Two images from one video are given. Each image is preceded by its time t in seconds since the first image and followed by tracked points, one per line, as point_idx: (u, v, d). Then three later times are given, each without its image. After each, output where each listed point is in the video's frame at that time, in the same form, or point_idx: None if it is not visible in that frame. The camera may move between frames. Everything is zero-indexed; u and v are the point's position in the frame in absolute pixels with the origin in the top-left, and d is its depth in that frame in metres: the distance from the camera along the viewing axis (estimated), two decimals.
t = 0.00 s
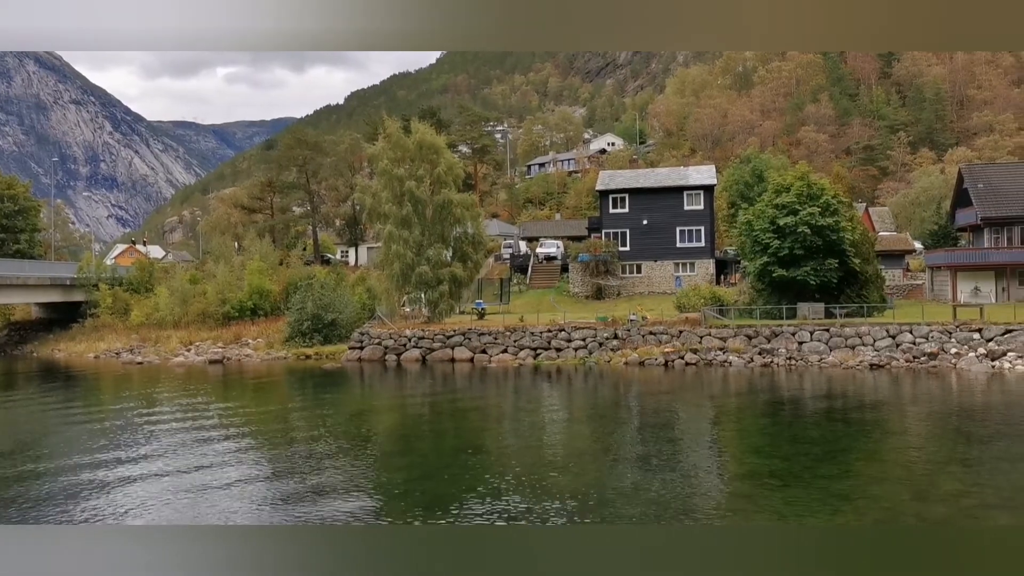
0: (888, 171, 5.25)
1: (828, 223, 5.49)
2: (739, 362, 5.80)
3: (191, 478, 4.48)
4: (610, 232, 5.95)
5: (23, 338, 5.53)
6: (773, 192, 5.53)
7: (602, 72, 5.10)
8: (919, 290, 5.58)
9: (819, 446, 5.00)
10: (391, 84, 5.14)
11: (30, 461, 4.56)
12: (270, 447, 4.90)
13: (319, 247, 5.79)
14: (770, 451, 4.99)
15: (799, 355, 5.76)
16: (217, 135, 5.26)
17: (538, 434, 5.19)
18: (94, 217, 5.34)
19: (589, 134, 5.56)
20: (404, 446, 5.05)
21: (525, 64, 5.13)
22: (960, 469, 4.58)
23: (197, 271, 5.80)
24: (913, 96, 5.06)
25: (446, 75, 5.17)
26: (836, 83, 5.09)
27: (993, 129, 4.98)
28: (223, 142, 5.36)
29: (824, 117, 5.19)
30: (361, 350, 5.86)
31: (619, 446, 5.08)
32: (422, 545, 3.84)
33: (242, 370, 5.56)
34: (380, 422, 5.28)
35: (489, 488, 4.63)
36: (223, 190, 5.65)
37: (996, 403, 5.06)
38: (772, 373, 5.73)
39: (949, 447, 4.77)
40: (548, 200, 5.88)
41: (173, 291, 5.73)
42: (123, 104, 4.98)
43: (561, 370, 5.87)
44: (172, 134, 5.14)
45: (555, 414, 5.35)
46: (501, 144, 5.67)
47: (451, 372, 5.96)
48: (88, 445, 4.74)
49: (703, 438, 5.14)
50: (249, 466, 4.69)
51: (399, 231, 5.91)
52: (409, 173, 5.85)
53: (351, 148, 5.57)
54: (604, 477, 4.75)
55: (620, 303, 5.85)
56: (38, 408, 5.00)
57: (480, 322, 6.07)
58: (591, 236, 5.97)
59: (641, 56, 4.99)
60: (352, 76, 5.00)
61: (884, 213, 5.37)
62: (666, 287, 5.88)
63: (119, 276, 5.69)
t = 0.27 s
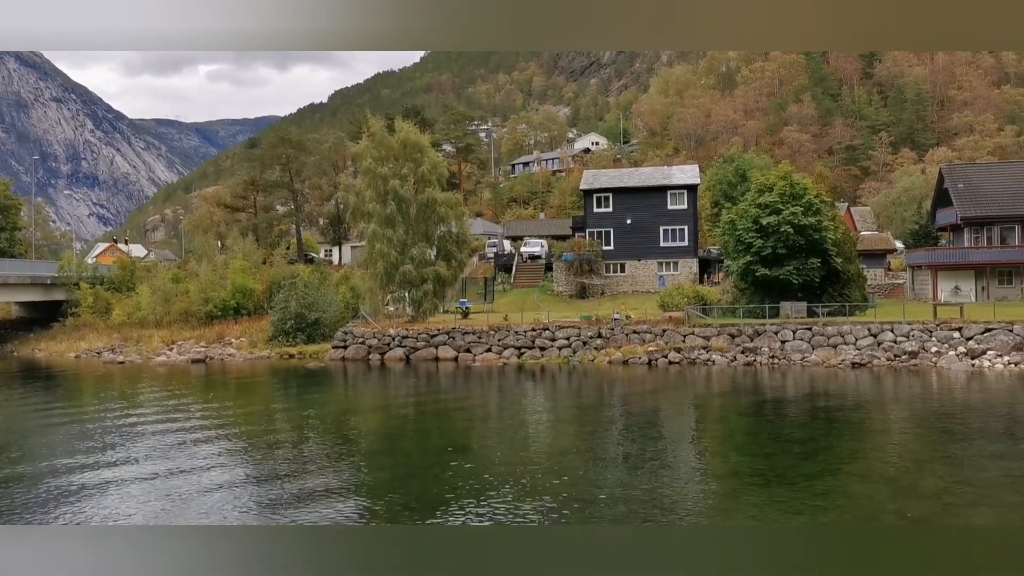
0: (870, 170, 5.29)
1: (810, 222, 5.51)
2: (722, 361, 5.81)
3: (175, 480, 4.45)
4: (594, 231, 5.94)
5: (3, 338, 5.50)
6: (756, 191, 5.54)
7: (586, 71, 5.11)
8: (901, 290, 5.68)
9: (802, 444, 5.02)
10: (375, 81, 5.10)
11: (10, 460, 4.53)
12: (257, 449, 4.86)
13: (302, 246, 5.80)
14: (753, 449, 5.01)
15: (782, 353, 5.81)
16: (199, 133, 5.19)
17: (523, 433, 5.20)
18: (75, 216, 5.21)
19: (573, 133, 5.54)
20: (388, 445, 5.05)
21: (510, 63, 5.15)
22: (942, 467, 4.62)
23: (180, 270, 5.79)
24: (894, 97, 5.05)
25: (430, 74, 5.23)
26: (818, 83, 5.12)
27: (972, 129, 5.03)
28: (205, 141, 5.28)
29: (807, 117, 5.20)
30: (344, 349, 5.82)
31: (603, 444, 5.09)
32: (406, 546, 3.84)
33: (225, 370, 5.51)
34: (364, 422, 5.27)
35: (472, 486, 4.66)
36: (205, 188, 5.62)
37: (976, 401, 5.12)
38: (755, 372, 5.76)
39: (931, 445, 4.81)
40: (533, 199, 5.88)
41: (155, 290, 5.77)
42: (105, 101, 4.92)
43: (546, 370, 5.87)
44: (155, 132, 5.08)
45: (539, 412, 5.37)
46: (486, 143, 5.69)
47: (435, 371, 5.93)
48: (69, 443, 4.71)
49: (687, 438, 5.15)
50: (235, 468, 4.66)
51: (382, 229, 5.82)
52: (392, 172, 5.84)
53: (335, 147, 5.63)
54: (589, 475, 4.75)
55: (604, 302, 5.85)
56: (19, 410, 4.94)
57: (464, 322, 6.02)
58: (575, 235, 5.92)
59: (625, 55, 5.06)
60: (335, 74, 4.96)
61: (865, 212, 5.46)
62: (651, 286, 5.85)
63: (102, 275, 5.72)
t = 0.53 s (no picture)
0: (848, 170, 5.33)
1: (789, 221, 5.53)
2: (702, 359, 5.80)
3: (157, 485, 4.44)
4: (575, 229, 5.97)
5: None
6: (736, 191, 5.57)
7: (568, 70, 5.09)
8: (878, 288, 5.67)
9: (781, 441, 5.06)
10: (356, 81, 5.07)
11: None
12: (240, 450, 4.83)
13: (282, 245, 5.79)
14: (732, 447, 5.05)
15: (762, 352, 5.77)
16: (178, 130, 5.17)
17: (503, 431, 5.21)
18: (53, 214, 5.19)
19: (554, 132, 5.57)
20: (369, 442, 5.05)
21: (491, 61, 5.06)
22: (919, 465, 4.65)
23: (159, 268, 5.74)
24: (873, 98, 5.15)
25: (412, 73, 5.21)
26: (798, 83, 5.17)
27: (949, 129, 5.09)
28: (185, 138, 5.26)
29: (786, 116, 5.26)
30: (324, 348, 5.79)
31: (583, 442, 5.10)
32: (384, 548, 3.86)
33: (204, 369, 5.50)
34: (343, 419, 5.26)
35: (451, 482, 4.69)
36: (184, 185, 5.56)
37: (952, 395, 5.13)
38: (736, 371, 5.72)
39: (908, 442, 4.86)
40: (514, 197, 5.99)
41: (133, 288, 5.71)
42: (82, 98, 4.92)
43: (527, 368, 5.88)
44: (132, 130, 5.08)
45: (518, 407, 5.41)
46: (466, 142, 5.66)
47: (416, 370, 5.91)
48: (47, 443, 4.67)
49: (668, 433, 5.19)
50: (218, 471, 4.64)
51: (362, 228, 5.85)
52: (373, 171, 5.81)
53: (315, 145, 5.60)
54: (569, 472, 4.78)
55: (584, 301, 5.92)
56: None
57: (446, 320, 6.04)
58: (556, 235, 5.96)
59: (606, 54, 5.04)
60: (316, 72, 4.95)
61: (844, 212, 5.48)
62: (631, 284, 5.90)
63: (79, 273, 5.63)
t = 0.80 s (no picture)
0: (832, 170, 5.33)
1: (773, 220, 5.64)
2: (686, 359, 5.87)
3: (139, 489, 4.38)
4: (559, 229, 6.04)
5: None
6: (720, 191, 5.64)
7: (552, 69, 5.04)
8: (861, 288, 5.78)
9: (764, 439, 5.08)
10: (340, 79, 5.06)
11: None
12: (225, 454, 4.78)
13: (266, 244, 5.75)
14: (716, 445, 5.07)
15: (745, 351, 5.85)
16: (161, 128, 5.11)
17: (487, 430, 5.20)
18: (33, 212, 5.15)
19: (539, 131, 5.57)
20: (353, 442, 5.03)
21: (475, 60, 4.99)
22: (900, 463, 4.68)
23: (141, 267, 5.62)
24: (855, 98, 5.10)
25: (396, 72, 5.15)
26: (781, 83, 5.12)
27: (931, 129, 5.13)
28: (167, 136, 5.20)
29: (770, 117, 5.22)
30: (308, 348, 5.76)
31: (567, 440, 5.11)
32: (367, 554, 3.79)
33: (186, 368, 5.49)
34: (327, 418, 5.26)
35: (436, 480, 4.70)
36: (167, 184, 5.48)
37: (933, 397, 5.23)
38: (719, 370, 5.83)
39: (890, 439, 4.90)
40: (499, 197, 5.96)
41: (115, 288, 5.61)
42: (62, 96, 4.88)
43: (511, 367, 5.95)
44: (114, 128, 5.01)
45: (502, 407, 5.41)
46: (451, 141, 5.68)
47: (400, 369, 5.94)
48: (25, 447, 4.60)
49: (652, 433, 5.20)
50: (202, 475, 4.59)
51: (347, 226, 5.85)
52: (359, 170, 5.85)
53: (298, 144, 5.56)
54: (553, 471, 4.78)
55: (569, 300, 5.96)
56: None
57: (429, 320, 6.05)
58: (540, 233, 6.07)
59: (590, 55, 4.96)
60: (299, 70, 4.89)
61: (827, 212, 5.52)
62: (615, 284, 5.95)
63: (60, 272, 5.54)
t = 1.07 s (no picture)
0: (816, 170, 5.38)
1: (758, 220, 5.66)
2: (671, 357, 6.09)
3: (125, 492, 4.30)
4: (545, 228, 5.97)
5: None
6: (705, 190, 5.65)
7: (537, 69, 5.01)
8: (845, 287, 5.96)
9: (748, 439, 5.11)
10: (326, 77, 5.04)
11: None
12: (213, 460, 4.71)
13: (251, 242, 5.76)
14: (701, 444, 5.10)
15: (730, 350, 6.11)
16: (145, 127, 5.03)
17: (473, 429, 5.21)
18: (14, 211, 4.98)
19: (524, 130, 5.55)
20: (338, 443, 5.04)
21: (461, 59, 5.03)
22: (883, 462, 4.71)
23: (124, 266, 5.57)
24: (839, 98, 5.10)
25: (382, 70, 5.18)
26: (766, 83, 5.13)
27: (914, 130, 5.16)
28: (151, 135, 5.11)
29: (755, 116, 5.23)
30: (293, 347, 5.92)
31: (554, 440, 5.12)
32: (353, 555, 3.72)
33: (171, 367, 5.41)
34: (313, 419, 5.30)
35: (423, 480, 4.67)
36: (150, 183, 5.40)
37: (915, 398, 5.29)
38: (704, 368, 6.07)
39: (872, 438, 4.95)
40: (484, 196, 5.95)
41: (98, 287, 5.54)
42: (46, 94, 4.83)
43: (497, 366, 6.07)
44: (96, 126, 4.92)
45: (488, 408, 5.42)
46: (436, 140, 5.69)
47: (386, 367, 6.06)
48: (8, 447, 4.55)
49: (639, 433, 5.21)
50: (189, 481, 4.52)
51: (332, 224, 6.06)
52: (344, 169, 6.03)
53: (284, 142, 5.56)
54: (540, 471, 4.77)
55: (556, 299, 5.88)
56: None
57: (415, 318, 6.15)
58: (526, 233, 5.98)
59: (575, 54, 4.95)
60: (284, 69, 4.80)
61: (810, 211, 5.58)
62: (602, 283, 5.86)
63: (42, 271, 5.33)
